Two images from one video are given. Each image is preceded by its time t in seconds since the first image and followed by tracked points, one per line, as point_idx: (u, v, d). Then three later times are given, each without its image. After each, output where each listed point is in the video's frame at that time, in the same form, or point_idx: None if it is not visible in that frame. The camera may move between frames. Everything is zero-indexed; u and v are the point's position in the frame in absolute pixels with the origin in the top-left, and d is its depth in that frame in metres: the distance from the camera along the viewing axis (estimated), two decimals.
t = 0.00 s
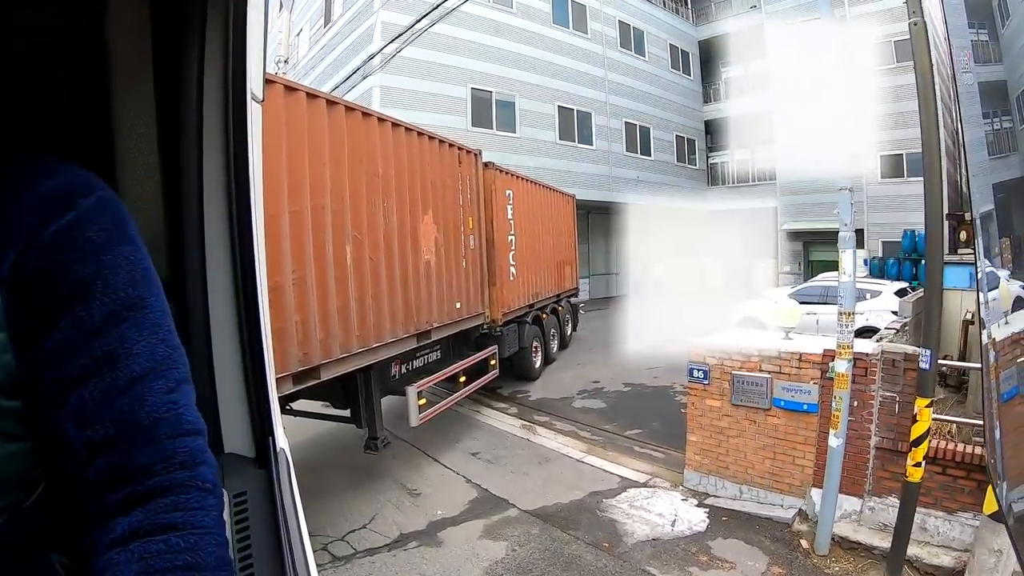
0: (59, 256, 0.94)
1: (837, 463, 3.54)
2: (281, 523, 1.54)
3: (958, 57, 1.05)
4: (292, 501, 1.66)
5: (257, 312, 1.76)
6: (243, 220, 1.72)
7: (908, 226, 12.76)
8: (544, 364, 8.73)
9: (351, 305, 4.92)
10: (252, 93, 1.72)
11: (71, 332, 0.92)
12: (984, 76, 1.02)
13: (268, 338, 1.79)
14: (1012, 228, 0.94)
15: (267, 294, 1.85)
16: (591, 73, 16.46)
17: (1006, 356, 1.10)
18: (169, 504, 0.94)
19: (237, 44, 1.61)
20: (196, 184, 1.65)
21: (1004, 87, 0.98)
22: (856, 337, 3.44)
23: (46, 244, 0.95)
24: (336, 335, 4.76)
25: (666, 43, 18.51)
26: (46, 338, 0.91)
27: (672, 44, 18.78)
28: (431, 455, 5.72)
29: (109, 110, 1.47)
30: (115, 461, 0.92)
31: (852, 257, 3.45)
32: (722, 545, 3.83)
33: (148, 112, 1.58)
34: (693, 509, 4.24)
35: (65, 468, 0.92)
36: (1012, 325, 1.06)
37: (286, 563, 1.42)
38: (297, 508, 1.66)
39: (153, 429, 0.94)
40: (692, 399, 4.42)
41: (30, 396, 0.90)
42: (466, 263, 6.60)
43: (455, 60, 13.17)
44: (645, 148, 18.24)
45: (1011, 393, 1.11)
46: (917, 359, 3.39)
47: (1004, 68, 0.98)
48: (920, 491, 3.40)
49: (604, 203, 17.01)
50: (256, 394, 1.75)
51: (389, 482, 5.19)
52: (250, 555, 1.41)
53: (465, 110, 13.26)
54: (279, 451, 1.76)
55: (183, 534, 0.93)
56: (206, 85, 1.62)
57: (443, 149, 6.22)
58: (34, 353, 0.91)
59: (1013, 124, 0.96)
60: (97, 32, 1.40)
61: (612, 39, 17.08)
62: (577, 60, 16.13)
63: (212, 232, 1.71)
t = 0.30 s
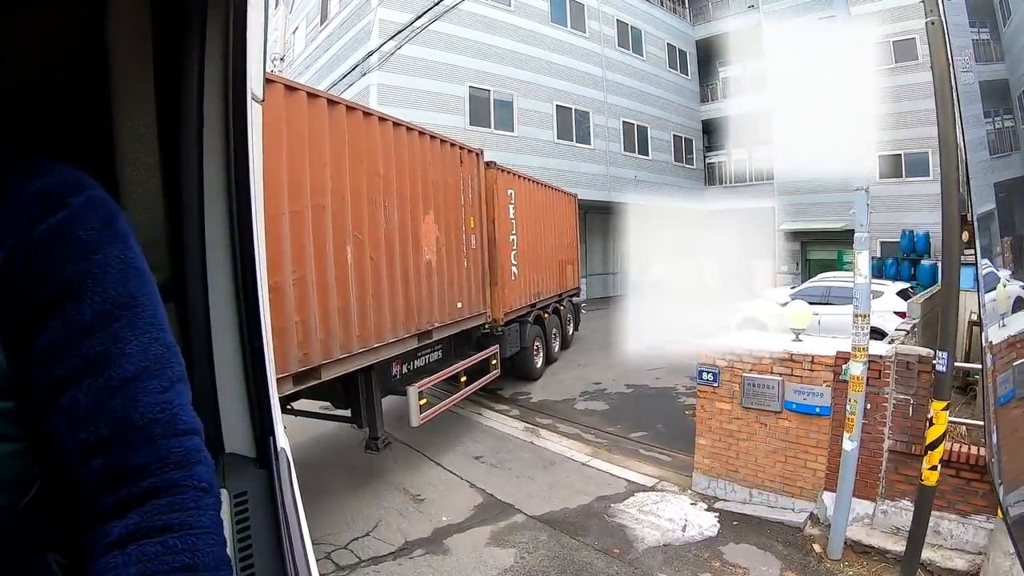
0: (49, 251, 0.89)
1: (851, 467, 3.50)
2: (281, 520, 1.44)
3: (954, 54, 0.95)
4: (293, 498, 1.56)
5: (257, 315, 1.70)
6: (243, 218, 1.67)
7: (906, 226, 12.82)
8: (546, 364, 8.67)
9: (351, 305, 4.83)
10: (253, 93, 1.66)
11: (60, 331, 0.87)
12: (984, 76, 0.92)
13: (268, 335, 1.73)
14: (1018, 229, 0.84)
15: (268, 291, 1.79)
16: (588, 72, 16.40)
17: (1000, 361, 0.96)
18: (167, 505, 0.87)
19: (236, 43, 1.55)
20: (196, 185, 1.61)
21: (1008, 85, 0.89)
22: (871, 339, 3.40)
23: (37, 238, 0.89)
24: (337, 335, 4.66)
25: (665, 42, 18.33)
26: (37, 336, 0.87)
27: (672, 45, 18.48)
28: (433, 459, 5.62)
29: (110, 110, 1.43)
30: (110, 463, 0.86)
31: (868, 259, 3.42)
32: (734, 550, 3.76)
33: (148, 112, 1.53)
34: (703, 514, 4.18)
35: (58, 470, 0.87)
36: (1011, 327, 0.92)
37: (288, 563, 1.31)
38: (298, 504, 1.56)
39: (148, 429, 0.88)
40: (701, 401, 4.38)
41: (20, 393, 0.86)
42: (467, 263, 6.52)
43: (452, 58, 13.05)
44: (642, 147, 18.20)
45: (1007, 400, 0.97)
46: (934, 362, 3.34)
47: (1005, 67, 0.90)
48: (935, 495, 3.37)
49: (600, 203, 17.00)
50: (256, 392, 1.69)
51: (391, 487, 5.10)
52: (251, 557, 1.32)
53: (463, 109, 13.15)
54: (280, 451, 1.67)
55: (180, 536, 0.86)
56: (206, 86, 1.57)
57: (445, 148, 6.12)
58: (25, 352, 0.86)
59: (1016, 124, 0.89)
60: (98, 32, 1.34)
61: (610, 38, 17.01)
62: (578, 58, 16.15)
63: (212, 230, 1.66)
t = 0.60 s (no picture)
0: (36, 250, 0.94)
1: (866, 472, 3.45)
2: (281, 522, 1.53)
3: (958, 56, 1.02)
4: (291, 499, 1.66)
5: (257, 318, 1.79)
6: (241, 217, 1.75)
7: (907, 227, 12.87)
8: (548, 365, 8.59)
9: (352, 306, 4.72)
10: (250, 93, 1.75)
11: (49, 331, 0.91)
12: (984, 76, 1.01)
13: (267, 344, 1.84)
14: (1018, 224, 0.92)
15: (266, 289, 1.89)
16: (587, 73, 16.37)
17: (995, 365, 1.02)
18: (159, 505, 0.92)
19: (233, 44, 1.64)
20: (194, 184, 1.69)
21: (1007, 86, 0.98)
22: (888, 343, 3.35)
23: (23, 239, 0.94)
24: (337, 335, 4.56)
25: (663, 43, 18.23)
26: (27, 337, 0.91)
27: (667, 42, 18.27)
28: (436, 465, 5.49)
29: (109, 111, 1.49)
30: (102, 462, 0.91)
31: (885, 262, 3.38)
32: (747, 557, 3.68)
33: (147, 111, 1.60)
34: (714, 520, 4.11)
35: (48, 471, 0.91)
36: (1004, 331, 0.98)
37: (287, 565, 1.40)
38: (298, 508, 1.66)
39: (138, 428, 0.93)
40: (711, 406, 4.33)
41: (10, 396, 0.91)
42: (469, 263, 6.43)
43: (451, 57, 12.93)
44: (640, 148, 18.16)
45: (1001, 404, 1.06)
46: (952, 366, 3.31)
47: (1005, 68, 0.98)
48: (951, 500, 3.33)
49: (598, 203, 16.95)
50: (256, 396, 1.79)
51: (393, 492, 5.00)
52: (250, 557, 1.41)
53: (461, 108, 13.06)
54: (279, 449, 1.77)
55: (171, 536, 0.91)
56: (204, 86, 1.65)
57: (446, 148, 6.04)
58: (16, 357, 0.91)
59: (1015, 122, 0.97)
60: (96, 30, 1.41)
61: (608, 37, 16.95)
62: (578, 58, 16.15)
63: (211, 229, 1.74)
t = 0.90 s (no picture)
0: (20, 245, 0.97)
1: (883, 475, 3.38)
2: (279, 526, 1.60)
3: (955, 54, 0.94)
4: (292, 505, 1.72)
5: (257, 320, 1.82)
6: (241, 217, 1.77)
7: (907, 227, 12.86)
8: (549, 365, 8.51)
9: (352, 305, 4.61)
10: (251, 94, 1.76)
11: (33, 330, 0.94)
12: (984, 77, 0.93)
13: (268, 348, 1.86)
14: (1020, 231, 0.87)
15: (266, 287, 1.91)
16: (586, 72, 16.30)
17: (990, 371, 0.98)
18: (148, 502, 0.95)
19: (234, 42, 1.64)
20: (195, 184, 1.71)
21: (1007, 87, 0.91)
22: (905, 346, 3.30)
23: (6, 235, 0.97)
24: (337, 335, 4.45)
25: (661, 42, 17.95)
26: (13, 336, 0.94)
27: (666, 42, 17.87)
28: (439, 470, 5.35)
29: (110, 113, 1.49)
30: (91, 462, 0.94)
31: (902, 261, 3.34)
32: (761, 563, 3.59)
33: (148, 112, 1.61)
34: (726, 526, 4.03)
35: (38, 469, 0.95)
36: (1000, 334, 0.96)
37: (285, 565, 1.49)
38: (297, 513, 1.72)
39: (127, 425, 0.96)
40: (722, 408, 4.26)
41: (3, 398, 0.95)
42: (470, 263, 6.34)
43: (449, 55, 12.82)
44: (639, 147, 18.13)
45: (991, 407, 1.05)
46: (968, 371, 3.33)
47: (1005, 69, 0.91)
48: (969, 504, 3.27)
49: (596, 203, 16.90)
50: (256, 399, 1.84)
51: (395, 496, 4.89)
52: (248, 556, 1.48)
53: (460, 107, 12.94)
54: (278, 450, 1.83)
55: (164, 534, 0.94)
56: (205, 86, 1.66)
57: (448, 147, 5.94)
58: (6, 361, 0.94)
59: (1016, 124, 0.91)
60: (97, 31, 1.41)
61: (607, 37, 16.90)
62: (579, 59, 16.13)
63: (211, 228, 1.76)
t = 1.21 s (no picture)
0: (16, 250, 0.93)
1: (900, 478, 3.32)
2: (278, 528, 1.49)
3: (954, 53, 0.92)
4: (292, 503, 1.63)
5: (257, 321, 1.70)
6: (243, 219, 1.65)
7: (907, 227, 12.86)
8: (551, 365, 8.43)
9: (353, 304, 4.50)
10: (254, 92, 1.66)
11: (31, 338, 0.91)
12: (985, 76, 0.91)
13: (267, 348, 1.74)
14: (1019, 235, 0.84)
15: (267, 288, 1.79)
16: (585, 70, 16.23)
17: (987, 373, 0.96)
18: (149, 505, 0.90)
19: (236, 41, 1.54)
20: (196, 184, 1.59)
21: (1007, 87, 0.89)
22: (923, 346, 3.25)
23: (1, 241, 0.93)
24: (337, 335, 4.33)
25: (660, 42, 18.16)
26: (11, 343, 0.91)
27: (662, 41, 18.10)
28: (442, 474, 5.24)
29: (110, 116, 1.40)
30: (92, 468, 0.90)
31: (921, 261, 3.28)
32: (776, 567, 3.52)
33: (148, 110, 1.51)
34: (739, 530, 3.96)
35: (38, 475, 0.91)
36: (997, 336, 0.93)
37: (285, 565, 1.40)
38: (298, 518, 1.61)
39: (130, 432, 0.91)
40: (733, 410, 4.21)
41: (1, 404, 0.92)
42: (471, 262, 6.24)
43: (447, 53, 12.70)
44: (637, 147, 18.07)
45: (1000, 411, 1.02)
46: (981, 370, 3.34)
47: (1005, 68, 0.89)
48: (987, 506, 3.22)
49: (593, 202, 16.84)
50: (256, 400, 1.72)
51: (397, 501, 4.78)
52: (247, 557, 1.39)
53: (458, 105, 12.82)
54: (277, 451, 1.71)
55: (166, 536, 0.90)
56: (206, 86, 1.55)
57: (449, 147, 5.85)
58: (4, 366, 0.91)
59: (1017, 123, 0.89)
60: (99, 32, 1.32)
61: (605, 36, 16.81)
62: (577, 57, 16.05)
63: (212, 228, 1.64)
